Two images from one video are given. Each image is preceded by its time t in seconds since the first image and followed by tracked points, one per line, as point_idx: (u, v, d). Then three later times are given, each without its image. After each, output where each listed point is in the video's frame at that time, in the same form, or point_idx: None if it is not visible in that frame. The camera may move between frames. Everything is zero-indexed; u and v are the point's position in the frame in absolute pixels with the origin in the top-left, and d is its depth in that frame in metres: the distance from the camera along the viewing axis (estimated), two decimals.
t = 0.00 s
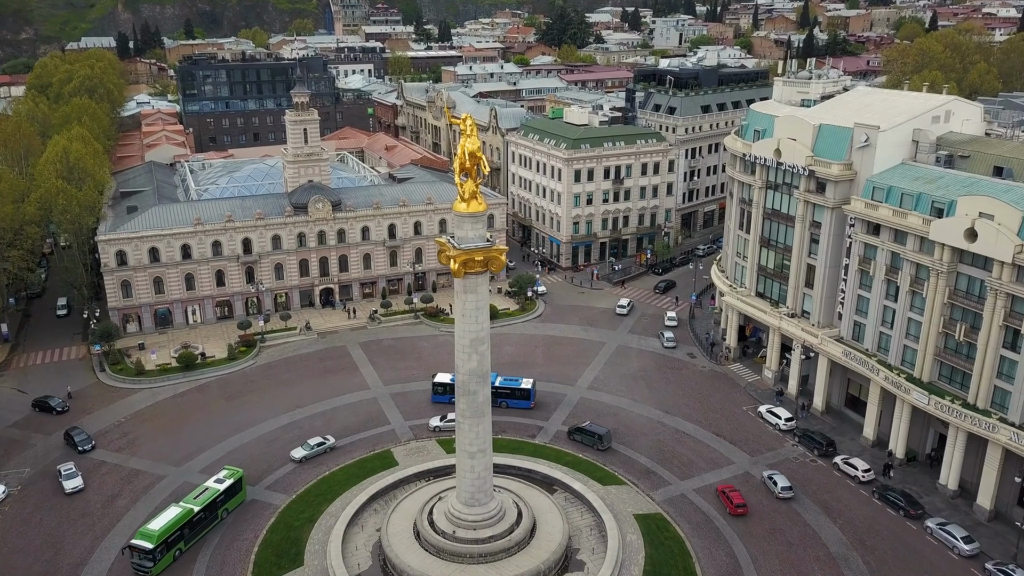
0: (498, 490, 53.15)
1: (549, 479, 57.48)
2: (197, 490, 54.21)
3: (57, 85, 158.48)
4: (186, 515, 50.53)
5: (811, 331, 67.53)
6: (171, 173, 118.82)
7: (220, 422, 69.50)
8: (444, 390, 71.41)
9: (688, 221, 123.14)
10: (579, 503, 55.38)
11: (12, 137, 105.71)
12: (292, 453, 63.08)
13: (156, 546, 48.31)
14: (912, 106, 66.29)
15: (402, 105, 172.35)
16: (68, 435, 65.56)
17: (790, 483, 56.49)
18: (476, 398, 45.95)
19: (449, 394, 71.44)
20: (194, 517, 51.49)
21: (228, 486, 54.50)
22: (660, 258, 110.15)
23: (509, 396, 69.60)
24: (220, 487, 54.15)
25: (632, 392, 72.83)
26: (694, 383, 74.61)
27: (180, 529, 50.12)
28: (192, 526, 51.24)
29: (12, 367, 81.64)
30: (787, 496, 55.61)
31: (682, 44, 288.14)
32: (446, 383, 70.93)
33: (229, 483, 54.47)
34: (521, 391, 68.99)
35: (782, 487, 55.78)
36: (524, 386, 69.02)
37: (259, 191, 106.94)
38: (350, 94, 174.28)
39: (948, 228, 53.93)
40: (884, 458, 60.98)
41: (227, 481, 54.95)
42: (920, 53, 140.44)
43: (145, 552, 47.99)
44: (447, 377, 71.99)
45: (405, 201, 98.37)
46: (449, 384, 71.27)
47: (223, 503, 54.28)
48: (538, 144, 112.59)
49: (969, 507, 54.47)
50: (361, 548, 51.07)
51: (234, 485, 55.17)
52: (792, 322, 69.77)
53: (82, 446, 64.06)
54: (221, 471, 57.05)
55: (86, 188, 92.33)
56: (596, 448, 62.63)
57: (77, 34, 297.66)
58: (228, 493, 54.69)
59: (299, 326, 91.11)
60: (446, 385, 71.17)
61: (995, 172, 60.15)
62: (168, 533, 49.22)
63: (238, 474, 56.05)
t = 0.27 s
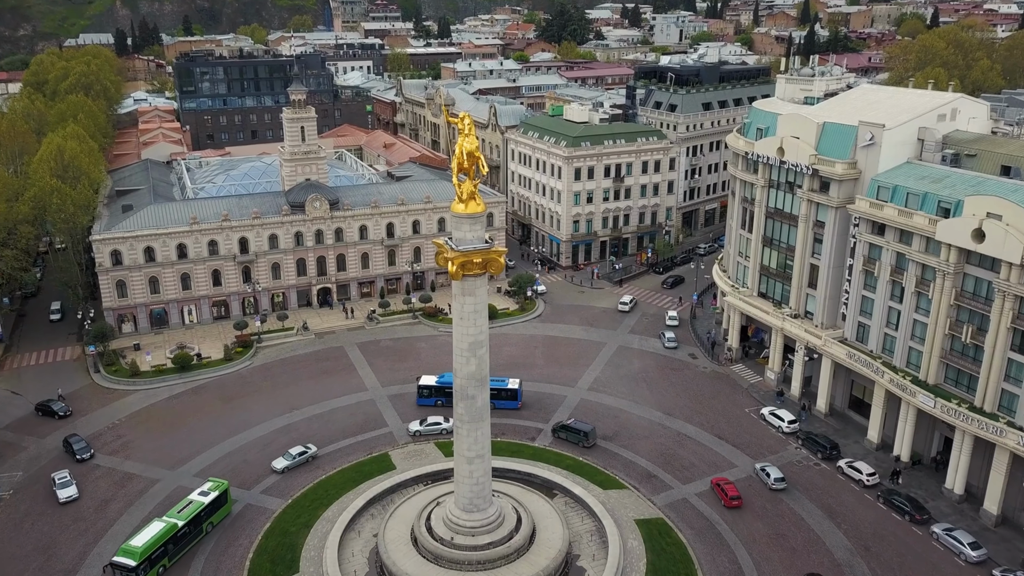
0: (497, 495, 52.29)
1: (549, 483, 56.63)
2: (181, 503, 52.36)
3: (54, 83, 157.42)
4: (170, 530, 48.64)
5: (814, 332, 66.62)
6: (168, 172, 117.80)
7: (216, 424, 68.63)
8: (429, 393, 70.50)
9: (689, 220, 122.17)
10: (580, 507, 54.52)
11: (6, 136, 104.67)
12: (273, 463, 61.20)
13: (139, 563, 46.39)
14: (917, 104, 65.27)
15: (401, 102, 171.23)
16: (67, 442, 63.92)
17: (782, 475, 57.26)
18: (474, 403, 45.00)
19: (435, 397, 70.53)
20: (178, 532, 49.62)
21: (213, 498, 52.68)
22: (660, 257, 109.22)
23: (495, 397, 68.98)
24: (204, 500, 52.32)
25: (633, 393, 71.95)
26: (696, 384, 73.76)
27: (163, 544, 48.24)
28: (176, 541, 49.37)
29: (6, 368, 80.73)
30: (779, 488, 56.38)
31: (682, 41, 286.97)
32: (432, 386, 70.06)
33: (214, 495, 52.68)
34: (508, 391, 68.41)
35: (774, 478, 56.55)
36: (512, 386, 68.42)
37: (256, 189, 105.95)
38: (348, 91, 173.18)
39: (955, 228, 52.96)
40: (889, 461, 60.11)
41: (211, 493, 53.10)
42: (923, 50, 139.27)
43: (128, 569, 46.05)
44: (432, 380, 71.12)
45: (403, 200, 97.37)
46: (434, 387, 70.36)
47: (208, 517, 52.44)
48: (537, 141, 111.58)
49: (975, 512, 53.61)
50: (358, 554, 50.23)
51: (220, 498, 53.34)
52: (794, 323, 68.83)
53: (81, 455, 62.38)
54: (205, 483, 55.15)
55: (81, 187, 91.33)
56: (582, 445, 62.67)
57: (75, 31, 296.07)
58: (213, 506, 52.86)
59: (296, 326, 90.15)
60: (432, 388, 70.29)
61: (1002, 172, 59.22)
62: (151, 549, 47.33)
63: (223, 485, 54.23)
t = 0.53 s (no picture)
0: (496, 500, 51.40)
1: (548, 487, 55.76)
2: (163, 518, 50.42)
3: (49, 79, 156.22)
4: (154, 545, 46.67)
5: (817, 333, 65.70)
6: (164, 169, 116.71)
7: (211, 426, 67.67)
8: (414, 395, 69.29)
9: (690, 218, 121.19)
10: (580, 512, 53.63)
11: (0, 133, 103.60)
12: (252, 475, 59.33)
13: None
14: (923, 101, 64.24)
15: (400, 98, 170.03)
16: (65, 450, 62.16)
17: (775, 466, 57.87)
18: (473, 407, 44.10)
19: (420, 399, 69.38)
20: (161, 548, 47.61)
21: (197, 512, 50.86)
22: (661, 255, 108.25)
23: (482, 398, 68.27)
24: (188, 514, 50.45)
25: (634, 394, 71.09)
26: (697, 385, 72.87)
27: (147, 560, 46.20)
28: (159, 557, 47.37)
29: None
30: (773, 480, 56.92)
31: (683, 36, 285.71)
32: (417, 388, 68.88)
33: (198, 508, 50.89)
34: (495, 391, 67.84)
35: (767, 470, 57.17)
36: (499, 386, 67.90)
37: (253, 187, 104.89)
38: (346, 87, 171.98)
39: (962, 228, 52.03)
40: (893, 464, 59.23)
41: (195, 507, 51.25)
42: (926, 46, 138.11)
43: None
44: (416, 383, 69.96)
45: (402, 198, 96.31)
46: (419, 390, 69.17)
47: (192, 531, 50.55)
48: (537, 138, 110.48)
49: (982, 517, 52.70)
50: (353, 561, 49.36)
51: (204, 511, 51.56)
52: (798, 324, 67.85)
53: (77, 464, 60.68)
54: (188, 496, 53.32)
55: (75, 186, 90.26)
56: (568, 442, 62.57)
57: (73, 26, 294.59)
58: (197, 520, 51.01)
59: (293, 325, 89.17)
60: (417, 390, 69.10)
61: (1010, 171, 58.29)
62: (134, 565, 45.26)
63: (207, 498, 52.46)
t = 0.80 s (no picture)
0: (495, 505, 50.47)
1: (548, 491, 54.84)
2: (145, 533, 48.72)
3: (45, 75, 154.98)
4: (134, 563, 44.98)
5: (821, 334, 64.75)
6: (161, 166, 115.58)
7: (206, 428, 66.70)
8: (399, 399, 67.95)
9: (692, 215, 120.14)
10: (580, 517, 52.74)
11: None
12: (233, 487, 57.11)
13: None
14: (929, 98, 63.19)
15: (399, 94, 168.74)
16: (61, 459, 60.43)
17: (766, 456, 58.75)
18: (471, 412, 43.18)
19: (404, 402, 68.09)
20: (142, 565, 45.93)
21: (180, 526, 49.13)
22: (662, 253, 107.24)
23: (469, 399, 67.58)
24: (171, 529, 48.71)
25: (635, 395, 70.20)
26: (699, 386, 71.94)
27: None
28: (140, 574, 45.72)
29: None
30: (763, 468, 57.92)
31: (684, 32, 284.09)
32: (402, 392, 67.55)
33: (181, 522, 49.18)
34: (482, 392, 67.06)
35: (759, 460, 58.03)
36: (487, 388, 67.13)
37: (250, 184, 103.83)
38: (345, 83, 170.69)
39: (970, 227, 51.04)
40: (899, 467, 58.35)
41: (178, 521, 49.52)
42: (929, 42, 136.94)
43: None
44: (400, 385, 68.58)
45: (400, 196, 95.26)
46: (404, 393, 67.82)
47: (175, 546, 48.88)
48: (537, 135, 109.36)
49: (989, 522, 51.84)
50: (349, 567, 48.47)
51: (187, 525, 49.83)
52: (801, 324, 66.86)
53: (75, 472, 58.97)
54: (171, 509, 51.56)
55: (69, 183, 89.15)
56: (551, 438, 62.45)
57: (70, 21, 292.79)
58: (180, 535, 49.33)
59: (290, 325, 88.17)
60: (401, 393, 67.77)
61: (1018, 169, 57.30)
62: None
63: (190, 511, 50.72)
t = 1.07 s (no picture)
0: (493, 510, 49.56)
1: (548, 495, 53.92)
2: (125, 550, 46.88)
3: (40, 70, 153.66)
4: None
5: (825, 334, 63.79)
6: (156, 163, 114.45)
7: (201, 430, 65.76)
8: (383, 402, 66.65)
9: (693, 212, 119.10)
10: (580, 521, 51.84)
11: None
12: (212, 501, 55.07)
13: None
14: (936, 95, 62.15)
15: (397, 90, 167.48)
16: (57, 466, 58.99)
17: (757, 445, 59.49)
18: (468, 416, 42.23)
19: (388, 405, 66.82)
20: None
21: (161, 542, 47.20)
22: (663, 251, 106.25)
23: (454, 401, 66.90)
24: (152, 545, 46.81)
25: (635, 396, 69.30)
26: (700, 386, 71.04)
27: None
28: None
29: None
30: (754, 457, 58.63)
31: (684, 27, 282.61)
32: (386, 395, 66.30)
33: (162, 539, 47.27)
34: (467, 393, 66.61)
35: (750, 450, 58.75)
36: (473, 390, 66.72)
37: (246, 182, 102.77)
38: (343, 79, 169.43)
39: (977, 227, 50.05)
40: (904, 470, 57.44)
41: (159, 537, 47.61)
42: (933, 37, 135.77)
43: None
44: (383, 388, 67.22)
45: (398, 193, 94.20)
46: (388, 396, 66.57)
47: (157, 563, 47.01)
48: (537, 131, 108.22)
49: (997, 526, 50.97)
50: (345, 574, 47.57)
51: (169, 540, 47.93)
52: (804, 324, 65.87)
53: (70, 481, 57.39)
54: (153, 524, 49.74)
55: (62, 181, 88.03)
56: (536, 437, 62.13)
57: (68, 17, 291.26)
58: (162, 551, 47.46)
59: (286, 324, 87.16)
60: (385, 396, 66.48)
61: None
62: None
63: (173, 526, 48.74)
